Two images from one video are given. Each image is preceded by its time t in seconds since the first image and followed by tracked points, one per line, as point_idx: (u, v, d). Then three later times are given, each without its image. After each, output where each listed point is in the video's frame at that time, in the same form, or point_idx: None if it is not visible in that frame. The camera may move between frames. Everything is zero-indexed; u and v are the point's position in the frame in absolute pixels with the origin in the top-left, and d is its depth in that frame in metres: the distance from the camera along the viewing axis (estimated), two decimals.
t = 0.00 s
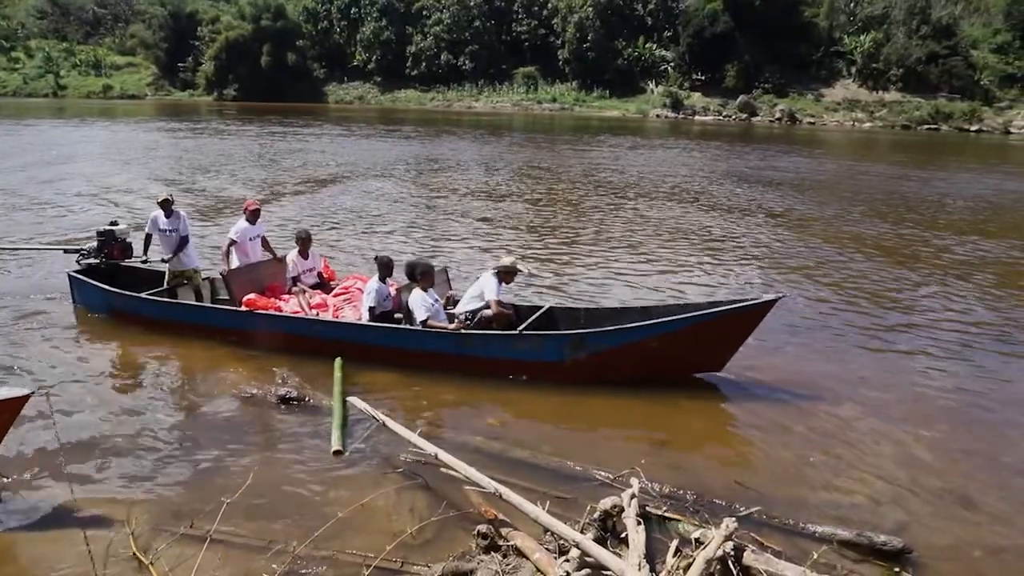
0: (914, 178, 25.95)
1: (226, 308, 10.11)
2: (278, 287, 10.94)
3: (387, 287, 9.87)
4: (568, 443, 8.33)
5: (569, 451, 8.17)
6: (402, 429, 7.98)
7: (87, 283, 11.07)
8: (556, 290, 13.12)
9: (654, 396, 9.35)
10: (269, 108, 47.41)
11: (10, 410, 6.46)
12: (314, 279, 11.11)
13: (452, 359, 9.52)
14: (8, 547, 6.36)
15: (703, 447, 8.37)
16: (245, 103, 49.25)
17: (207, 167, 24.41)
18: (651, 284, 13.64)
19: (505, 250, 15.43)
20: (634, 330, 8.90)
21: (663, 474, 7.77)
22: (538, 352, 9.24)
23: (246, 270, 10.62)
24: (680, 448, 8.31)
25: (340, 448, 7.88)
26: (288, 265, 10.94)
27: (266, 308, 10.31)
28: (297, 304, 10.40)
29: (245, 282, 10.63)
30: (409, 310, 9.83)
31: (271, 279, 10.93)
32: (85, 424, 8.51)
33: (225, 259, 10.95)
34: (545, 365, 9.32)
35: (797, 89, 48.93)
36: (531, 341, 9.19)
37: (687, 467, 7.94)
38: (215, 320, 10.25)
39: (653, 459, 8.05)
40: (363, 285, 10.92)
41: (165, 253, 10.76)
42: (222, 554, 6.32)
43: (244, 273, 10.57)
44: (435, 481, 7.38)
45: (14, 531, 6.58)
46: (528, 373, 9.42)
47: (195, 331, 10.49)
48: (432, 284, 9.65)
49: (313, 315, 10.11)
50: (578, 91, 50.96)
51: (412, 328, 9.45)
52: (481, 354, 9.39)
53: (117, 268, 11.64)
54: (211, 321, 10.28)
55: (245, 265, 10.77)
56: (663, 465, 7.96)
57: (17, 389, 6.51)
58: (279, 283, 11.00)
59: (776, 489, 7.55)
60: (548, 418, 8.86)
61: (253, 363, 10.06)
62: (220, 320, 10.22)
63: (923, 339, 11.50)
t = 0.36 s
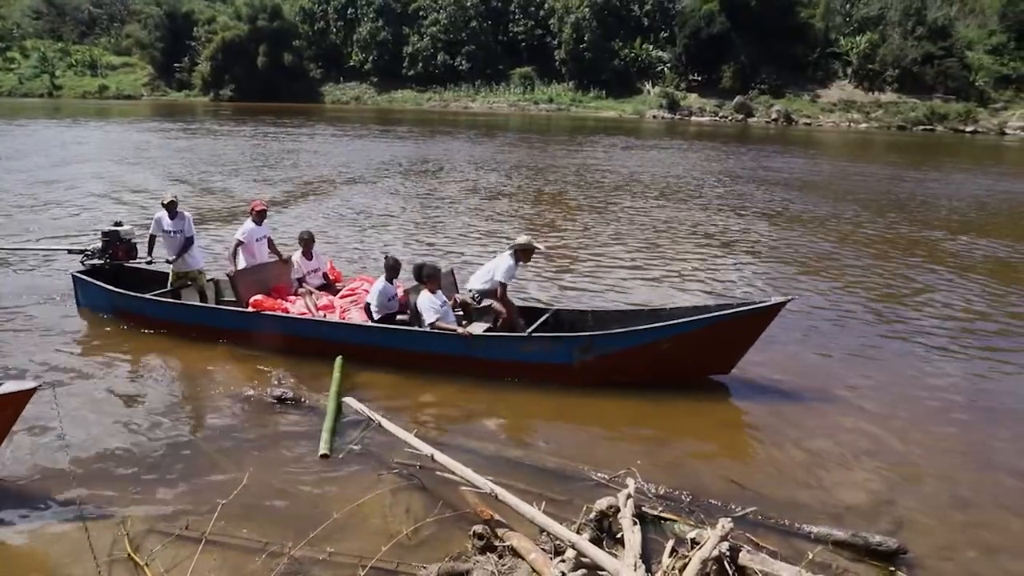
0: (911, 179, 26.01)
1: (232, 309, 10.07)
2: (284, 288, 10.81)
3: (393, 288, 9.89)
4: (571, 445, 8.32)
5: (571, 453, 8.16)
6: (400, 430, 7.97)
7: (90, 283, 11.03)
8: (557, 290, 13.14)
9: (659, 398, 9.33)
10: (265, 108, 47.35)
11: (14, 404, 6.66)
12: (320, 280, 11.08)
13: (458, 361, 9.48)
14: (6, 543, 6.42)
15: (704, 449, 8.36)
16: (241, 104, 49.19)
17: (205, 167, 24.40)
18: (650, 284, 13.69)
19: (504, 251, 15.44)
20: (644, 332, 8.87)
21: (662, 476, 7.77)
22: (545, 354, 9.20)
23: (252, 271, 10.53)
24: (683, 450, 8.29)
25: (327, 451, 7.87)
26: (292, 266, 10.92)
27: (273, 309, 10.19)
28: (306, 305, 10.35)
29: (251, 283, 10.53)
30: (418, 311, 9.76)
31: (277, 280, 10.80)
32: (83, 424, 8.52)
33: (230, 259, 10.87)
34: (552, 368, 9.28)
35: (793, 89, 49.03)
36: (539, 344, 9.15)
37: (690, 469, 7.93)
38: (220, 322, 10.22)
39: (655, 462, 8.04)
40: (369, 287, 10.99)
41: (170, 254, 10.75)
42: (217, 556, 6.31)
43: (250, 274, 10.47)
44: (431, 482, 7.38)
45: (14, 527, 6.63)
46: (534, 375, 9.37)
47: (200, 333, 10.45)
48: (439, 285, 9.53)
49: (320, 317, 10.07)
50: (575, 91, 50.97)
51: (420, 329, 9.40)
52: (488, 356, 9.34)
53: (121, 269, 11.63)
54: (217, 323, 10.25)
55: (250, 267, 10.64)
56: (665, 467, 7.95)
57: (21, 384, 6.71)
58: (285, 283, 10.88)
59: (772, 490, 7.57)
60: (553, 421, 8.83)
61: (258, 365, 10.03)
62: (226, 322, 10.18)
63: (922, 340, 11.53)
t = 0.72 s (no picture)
0: (905, 175, 26.06)
1: (232, 307, 10.04)
2: (286, 286, 10.80)
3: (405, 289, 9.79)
4: (571, 443, 8.32)
5: (570, 449, 8.17)
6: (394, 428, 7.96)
7: (90, 281, 11.00)
8: (554, 287, 13.14)
9: (660, 394, 9.34)
10: (258, 105, 47.18)
11: (15, 395, 6.69)
12: (320, 277, 11.03)
13: (459, 359, 9.45)
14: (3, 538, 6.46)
15: (702, 445, 8.38)
16: (233, 101, 48.98)
17: (198, 164, 24.34)
18: (641, 281, 13.67)
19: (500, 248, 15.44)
20: (648, 330, 8.86)
21: (658, 471, 7.79)
22: (549, 352, 9.18)
23: (254, 268, 10.53)
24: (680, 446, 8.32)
25: (311, 448, 7.88)
26: (293, 262, 10.82)
27: (275, 307, 10.23)
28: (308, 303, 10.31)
29: (252, 280, 10.52)
30: (421, 309, 9.65)
31: (279, 278, 10.81)
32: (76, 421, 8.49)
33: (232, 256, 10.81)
34: (556, 365, 9.27)
35: (786, 86, 49.10)
36: (543, 341, 9.13)
37: (687, 465, 7.95)
38: (220, 319, 10.18)
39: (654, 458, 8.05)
40: (373, 285, 10.85)
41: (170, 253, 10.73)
42: (209, 555, 6.29)
43: (252, 271, 10.49)
44: (425, 479, 7.39)
45: (9, 522, 6.66)
46: (536, 373, 9.37)
47: (199, 331, 10.40)
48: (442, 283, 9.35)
49: (322, 314, 10.04)
50: (568, 88, 50.92)
51: (422, 327, 9.35)
52: (490, 354, 9.32)
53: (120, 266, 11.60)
54: (216, 320, 10.20)
55: (251, 265, 10.65)
56: (662, 463, 7.97)
57: (22, 374, 6.73)
58: (286, 281, 10.86)
59: (765, 485, 7.60)
60: (555, 419, 8.82)
61: (258, 364, 9.99)
62: (226, 319, 10.14)
63: (917, 335, 11.58)
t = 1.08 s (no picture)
0: (895, 177, 26.23)
1: (229, 307, 10.00)
2: (282, 286, 10.74)
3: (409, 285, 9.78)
4: (567, 444, 8.32)
5: (566, 451, 8.17)
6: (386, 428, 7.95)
7: (84, 280, 10.94)
8: (548, 288, 13.16)
9: (656, 396, 9.35)
10: (249, 103, 47.03)
11: (11, 388, 6.68)
12: (317, 277, 10.98)
13: (457, 360, 9.45)
14: None
15: (696, 446, 8.39)
16: (225, 99, 48.79)
17: (191, 163, 24.26)
18: (631, 281, 13.71)
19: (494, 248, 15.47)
20: (646, 331, 8.88)
21: (652, 473, 7.81)
22: (547, 353, 9.19)
23: (251, 267, 10.51)
24: (674, 447, 8.33)
25: (292, 449, 7.82)
26: (290, 263, 10.77)
27: (271, 307, 10.22)
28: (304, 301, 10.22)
29: (249, 279, 10.52)
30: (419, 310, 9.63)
31: (276, 277, 10.74)
32: (68, 419, 8.45)
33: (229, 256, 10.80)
34: (553, 367, 9.27)
35: (777, 88, 49.31)
36: (541, 342, 9.14)
37: (681, 466, 7.96)
38: (217, 320, 10.13)
39: (648, 459, 8.07)
40: (371, 285, 10.55)
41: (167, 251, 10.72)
42: (199, 554, 6.28)
43: (248, 271, 10.48)
44: (416, 480, 7.38)
45: None
46: (534, 374, 9.37)
47: (195, 331, 10.36)
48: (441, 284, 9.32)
49: (318, 314, 10.02)
50: (561, 89, 50.99)
51: (420, 327, 9.35)
52: (488, 355, 9.31)
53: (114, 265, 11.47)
54: (212, 320, 10.16)
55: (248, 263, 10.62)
56: (656, 464, 7.98)
57: (18, 367, 6.73)
58: (282, 281, 10.79)
59: (756, 486, 7.63)
60: (551, 420, 8.83)
61: (254, 364, 9.96)
62: (222, 319, 10.10)
63: (907, 337, 11.65)
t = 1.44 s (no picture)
0: (894, 176, 26.23)
1: (231, 305, 9.98)
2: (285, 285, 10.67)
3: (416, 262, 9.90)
4: (569, 443, 8.32)
5: (568, 450, 8.18)
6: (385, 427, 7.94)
7: (86, 278, 10.92)
8: (549, 286, 13.16)
9: (658, 395, 9.35)
10: (249, 101, 46.97)
11: (14, 383, 6.69)
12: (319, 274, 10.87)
13: (461, 359, 9.44)
14: None
15: (698, 445, 8.40)
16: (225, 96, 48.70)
17: (190, 160, 24.25)
18: (631, 280, 13.71)
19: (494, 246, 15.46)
20: (650, 331, 8.87)
21: (654, 471, 7.81)
22: (551, 352, 9.18)
23: (254, 266, 10.48)
24: (676, 446, 8.34)
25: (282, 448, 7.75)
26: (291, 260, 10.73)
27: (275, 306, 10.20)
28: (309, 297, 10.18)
29: (252, 278, 10.48)
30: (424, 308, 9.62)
31: (279, 275, 10.69)
32: (68, 416, 8.45)
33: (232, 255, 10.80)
34: (557, 366, 9.26)
35: (777, 86, 49.31)
36: (546, 342, 9.13)
37: (682, 465, 7.96)
38: (220, 318, 10.12)
39: (650, 458, 8.08)
40: (374, 283, 10.42)
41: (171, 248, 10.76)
42: (199, 552, 6.28)
43: (251, 269, 10.45)
44: (416, 478, 7.39)
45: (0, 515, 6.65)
46: (538, 374, 9.36)
47: (197, 329, 10.34)
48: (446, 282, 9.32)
49: (321, 313, 10.02)
50: (561, 87, 50.96)
51: (426, 327, 9.38)
52: (492, 354, 9.31)
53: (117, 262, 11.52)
54: (215, 318, 10.14)
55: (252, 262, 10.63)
56: (658, 463, 7.99)
57: (21, 362, 6.74)
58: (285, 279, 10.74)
59: (755, 485, 7.64)
60: (555, 419, 8.83)
61: (257, 363, 9.95)
62: (225, 317, 10.08)
63: (906, 337, 11.62)
